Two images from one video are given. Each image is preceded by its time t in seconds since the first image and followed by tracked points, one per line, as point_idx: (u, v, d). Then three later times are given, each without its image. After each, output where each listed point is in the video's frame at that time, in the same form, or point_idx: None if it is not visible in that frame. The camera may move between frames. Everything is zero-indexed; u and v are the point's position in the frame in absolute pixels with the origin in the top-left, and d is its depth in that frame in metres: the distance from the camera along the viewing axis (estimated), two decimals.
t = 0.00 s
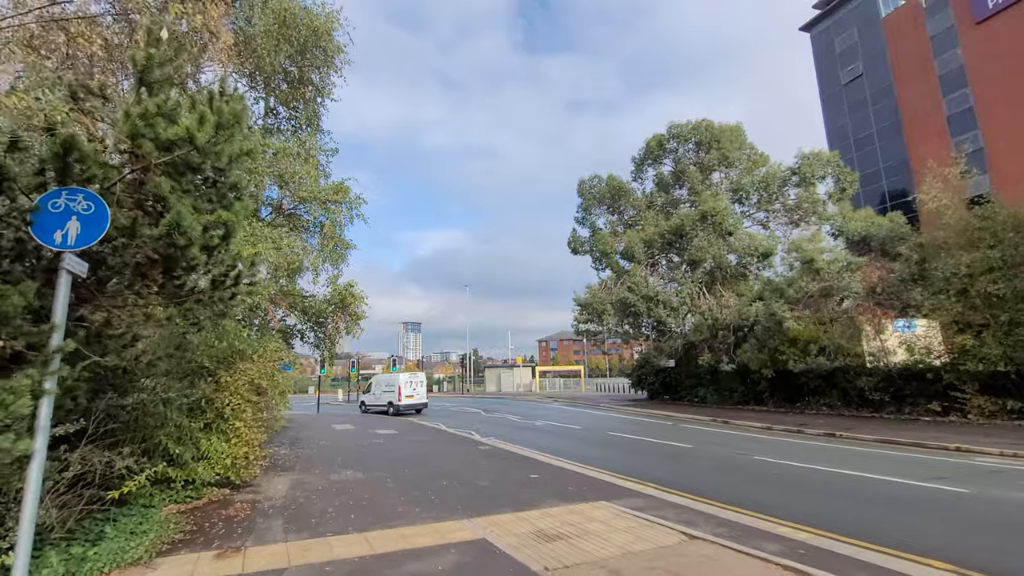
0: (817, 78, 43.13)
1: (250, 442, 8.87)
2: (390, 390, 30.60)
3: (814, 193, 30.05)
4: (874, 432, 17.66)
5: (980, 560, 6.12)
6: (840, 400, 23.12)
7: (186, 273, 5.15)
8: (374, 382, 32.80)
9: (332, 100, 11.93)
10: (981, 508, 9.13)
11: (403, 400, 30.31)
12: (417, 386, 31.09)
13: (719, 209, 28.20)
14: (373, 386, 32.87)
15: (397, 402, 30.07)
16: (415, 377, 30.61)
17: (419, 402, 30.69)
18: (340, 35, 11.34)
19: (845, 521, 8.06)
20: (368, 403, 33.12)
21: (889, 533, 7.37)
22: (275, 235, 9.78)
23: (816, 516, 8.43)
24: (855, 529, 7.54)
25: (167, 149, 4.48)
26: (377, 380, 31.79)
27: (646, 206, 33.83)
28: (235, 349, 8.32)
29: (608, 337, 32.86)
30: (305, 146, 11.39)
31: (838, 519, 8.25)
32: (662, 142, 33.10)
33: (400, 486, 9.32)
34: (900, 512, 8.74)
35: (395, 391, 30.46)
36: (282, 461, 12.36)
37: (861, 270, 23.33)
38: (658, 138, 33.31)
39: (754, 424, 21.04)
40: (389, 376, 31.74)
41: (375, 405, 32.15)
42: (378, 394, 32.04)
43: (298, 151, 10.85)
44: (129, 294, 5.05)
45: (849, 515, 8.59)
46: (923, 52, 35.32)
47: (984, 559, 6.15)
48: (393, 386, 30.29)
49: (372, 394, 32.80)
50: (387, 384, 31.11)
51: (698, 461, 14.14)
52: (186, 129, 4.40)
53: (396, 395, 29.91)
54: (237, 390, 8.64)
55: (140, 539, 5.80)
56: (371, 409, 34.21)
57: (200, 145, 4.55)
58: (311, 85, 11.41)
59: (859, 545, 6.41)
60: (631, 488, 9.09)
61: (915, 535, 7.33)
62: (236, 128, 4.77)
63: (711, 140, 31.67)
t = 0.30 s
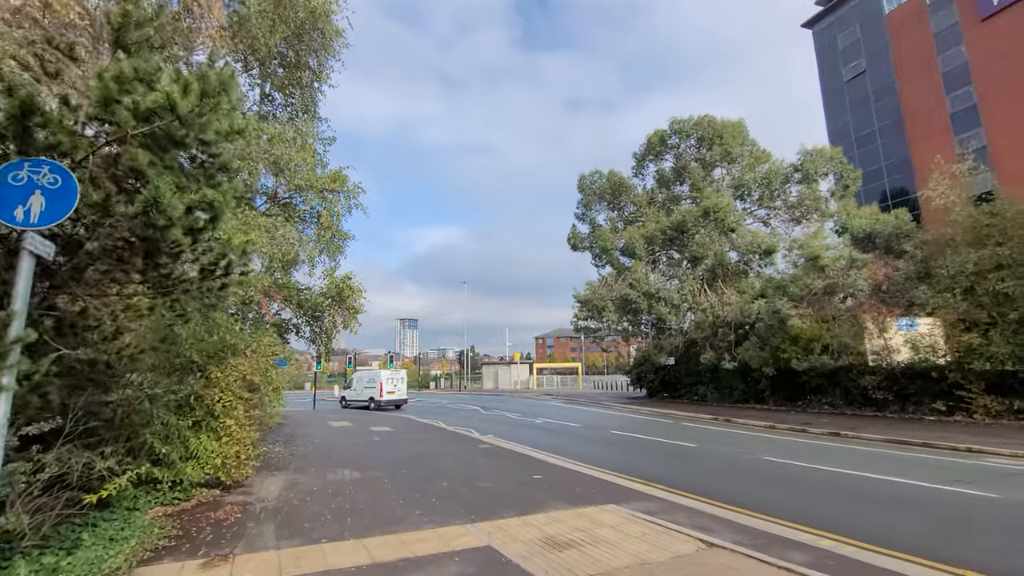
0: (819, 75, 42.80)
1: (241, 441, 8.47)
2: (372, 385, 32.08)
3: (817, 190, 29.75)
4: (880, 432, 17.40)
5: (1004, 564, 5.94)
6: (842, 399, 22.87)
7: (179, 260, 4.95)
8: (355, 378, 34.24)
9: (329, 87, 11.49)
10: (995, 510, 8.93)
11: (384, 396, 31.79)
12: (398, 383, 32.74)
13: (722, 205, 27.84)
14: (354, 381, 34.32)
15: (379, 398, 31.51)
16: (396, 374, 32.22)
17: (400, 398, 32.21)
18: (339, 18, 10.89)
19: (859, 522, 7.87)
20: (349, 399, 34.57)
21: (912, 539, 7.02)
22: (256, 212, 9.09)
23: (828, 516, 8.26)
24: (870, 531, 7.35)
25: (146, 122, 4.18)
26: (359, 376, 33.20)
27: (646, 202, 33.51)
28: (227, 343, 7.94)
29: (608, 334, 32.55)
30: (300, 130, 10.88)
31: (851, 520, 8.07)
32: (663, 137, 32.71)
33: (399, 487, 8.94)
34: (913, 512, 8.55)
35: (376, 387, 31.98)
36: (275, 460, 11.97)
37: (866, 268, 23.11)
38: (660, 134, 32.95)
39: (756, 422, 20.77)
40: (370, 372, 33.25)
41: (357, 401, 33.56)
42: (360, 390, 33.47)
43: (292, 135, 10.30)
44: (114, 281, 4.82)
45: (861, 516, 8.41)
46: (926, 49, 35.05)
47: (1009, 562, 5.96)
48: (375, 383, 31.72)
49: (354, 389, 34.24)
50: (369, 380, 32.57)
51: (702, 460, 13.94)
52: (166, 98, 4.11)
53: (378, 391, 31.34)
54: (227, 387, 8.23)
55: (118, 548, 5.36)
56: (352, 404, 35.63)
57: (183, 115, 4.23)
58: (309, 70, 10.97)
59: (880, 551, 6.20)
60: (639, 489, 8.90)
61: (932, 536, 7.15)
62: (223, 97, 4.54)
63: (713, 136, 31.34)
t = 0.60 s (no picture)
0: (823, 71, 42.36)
1: (233, 439, 8.05)
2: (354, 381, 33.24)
3: (822, 186, 29.37)
4: (891, 432, 17.00)
5: (1006, 561, 5.76)
6: (848, 398, 22.51)
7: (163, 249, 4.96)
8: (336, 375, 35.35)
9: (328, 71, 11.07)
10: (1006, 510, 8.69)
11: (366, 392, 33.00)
12: (380, 379, 33.99)
13: (726, 201, 27.43)
14: (335, 378, 35.42)
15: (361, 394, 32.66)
16: (378, 370, 33.43)
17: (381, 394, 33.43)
18: None
19: (863, 521, 7.71)
20: (328, 395, 35.57)
21: (940, 543, 6.65)
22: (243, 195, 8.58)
23: (831, 514, 8.12)
24: (873, 529, 7.19)
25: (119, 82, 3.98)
26: (340, 373, 34.26)
27: (648, 198, 33.12)
28: (219, 336, 7.62)
29: (609, 332, 32.17)
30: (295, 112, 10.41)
31: (855, 519, 7.91)
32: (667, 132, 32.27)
33: (399, 488, 8.53)
34: (932, 515, 8.22)
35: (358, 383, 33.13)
36: (270, 458, 11.57)
37: (874, 265, 22.21)
38: (663, 129, 32.51)
39: (761, 422, 20.41)
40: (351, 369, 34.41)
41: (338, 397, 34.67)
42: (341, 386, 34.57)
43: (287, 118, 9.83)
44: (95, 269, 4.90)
45: (868, 515, 8.21)
46: (932, 46, 34.68)
47: (1012, 560, 5.78)
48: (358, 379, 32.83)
49: (334, 386, 35.35)
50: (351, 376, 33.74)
51: (707, 458, 13.71)
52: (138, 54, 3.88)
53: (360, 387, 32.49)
54: (218, 382, 7.82)
55: (91, 555, 4.94)
56: (331, 401, 36.54)
57: (161, 75, 4.02)
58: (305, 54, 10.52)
59: (883, 551, 6.03)
60: (639, 487, 8.80)
61: (937, 535, 6.97)
62: (205, 55, 4.15)
63: (717, 132, 30.94)
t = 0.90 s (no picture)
0: (831, 66, 41.74)
1: (225, 438, 7.60)
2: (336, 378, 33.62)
3: (831, 182, 28.84)
4: (906, 433, 16.53)
5: None
6: (857, 398, 22.02)
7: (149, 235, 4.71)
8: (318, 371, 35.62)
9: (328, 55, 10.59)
10: None
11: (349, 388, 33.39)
12: (362, 375, 34.45)
13: (735, 195, 27.13)
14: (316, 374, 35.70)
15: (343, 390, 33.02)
16: (361, 366, 33.88)
17: (362, 390, 33.89)
18: None
19: (862, 520, 7.77)
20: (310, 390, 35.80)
21: (977, 556, 6.21)
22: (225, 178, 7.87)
23: (830, 514, 8.19)
24: (894, 537, 6.91)
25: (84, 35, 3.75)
26: (322, 369, 34.53)
27: (654, 194, 32.63)
28: (211, 330, 7.25)
29: (612, 329, 31.72)
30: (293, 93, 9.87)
31: (855, 519, 7.95)
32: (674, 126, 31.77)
33: (401, 492, 8.10)
34: (963, 523, 7.76)
35: (341, 379, 33.48)
36: (267, 457, 11.14)
37: (886, 261, 21.81)
38: (669, 123, 32.03)
39: (770, 421, 19.97)
40: (333, 365, 34.78)
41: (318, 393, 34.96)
42: (323, 382, 34.93)
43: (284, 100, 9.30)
44: (72, 257, 4.60)
45: (868, 515, 8.24)
46: (943, 39, 34.07)
47: None
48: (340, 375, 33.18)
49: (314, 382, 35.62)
50: (332, 372, 34.10)
51: (710, 457, 13.62)
52: None
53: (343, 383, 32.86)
54: (209, 378, 7.38)
55: (63, 567, 4.51)
56: (313, 396, 36.64)
57: (130, 24, 3.78)
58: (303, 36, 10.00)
59: (875, 550, 6.15)
60: (639, 486, 8.96)
61: (963, 544, 6.66)
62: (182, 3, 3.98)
63: (725, 126, 30.44)
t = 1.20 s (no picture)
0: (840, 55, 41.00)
1: (225, 436, 7.20)
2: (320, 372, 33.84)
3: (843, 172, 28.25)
4: (924, 428, 16.09)
5: None
6: (871, 392, 21.53)
7: (134, 214, 4.48)
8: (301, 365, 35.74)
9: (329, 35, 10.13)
10: None
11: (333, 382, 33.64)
12: (346, 369, 34.79)
13: (744, 185, 26.52)
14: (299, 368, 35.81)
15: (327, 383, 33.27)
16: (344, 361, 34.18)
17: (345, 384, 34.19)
18: None
19: (868, 513, 7.69)
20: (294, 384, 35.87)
21: None
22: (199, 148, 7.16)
23: (835, 506, 8.13)
24: (935, 540, 6.48)
25: None
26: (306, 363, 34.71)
27: (660, 185, 32.13)
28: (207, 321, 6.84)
29: (618, 322, 31.28)
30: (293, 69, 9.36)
31: (862, 511, 7.87)
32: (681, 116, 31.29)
33: (409, 491, 7.72)
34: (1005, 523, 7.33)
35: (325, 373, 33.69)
36: (267, 454, 10.79)
37: (902, 252, 21.45)
38: (676, 113, 31.50)
39: (782, 416, 19.54)
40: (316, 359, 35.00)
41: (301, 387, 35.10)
42: (306, 376, 35.09)
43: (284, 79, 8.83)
44: (54, 240, 4.32)
45: (875, 508, 8.15)
46: (956, 27, 33.35)
47: None
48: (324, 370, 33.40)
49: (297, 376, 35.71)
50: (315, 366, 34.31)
51: (713, 449, 13.52)
52: None
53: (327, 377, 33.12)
54: (206, 373, 6.99)
55: None
56: (296, 391, 36.72)
57: None
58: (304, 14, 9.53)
59: (885, 546, 6.08)
60: (643, 479, 8.85)
61: (1010, 547, 6.22)
62: None
63: (734, 116, 29.87)
